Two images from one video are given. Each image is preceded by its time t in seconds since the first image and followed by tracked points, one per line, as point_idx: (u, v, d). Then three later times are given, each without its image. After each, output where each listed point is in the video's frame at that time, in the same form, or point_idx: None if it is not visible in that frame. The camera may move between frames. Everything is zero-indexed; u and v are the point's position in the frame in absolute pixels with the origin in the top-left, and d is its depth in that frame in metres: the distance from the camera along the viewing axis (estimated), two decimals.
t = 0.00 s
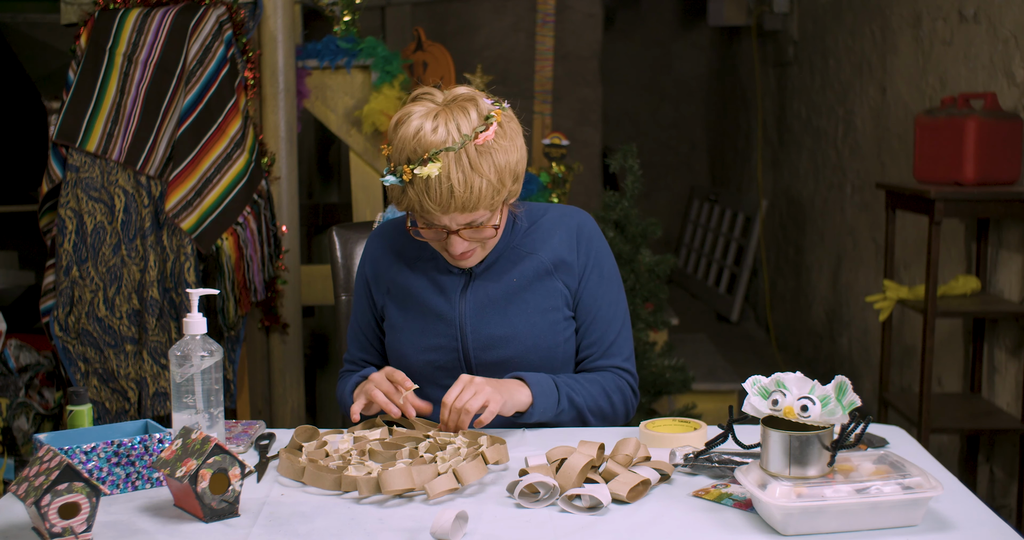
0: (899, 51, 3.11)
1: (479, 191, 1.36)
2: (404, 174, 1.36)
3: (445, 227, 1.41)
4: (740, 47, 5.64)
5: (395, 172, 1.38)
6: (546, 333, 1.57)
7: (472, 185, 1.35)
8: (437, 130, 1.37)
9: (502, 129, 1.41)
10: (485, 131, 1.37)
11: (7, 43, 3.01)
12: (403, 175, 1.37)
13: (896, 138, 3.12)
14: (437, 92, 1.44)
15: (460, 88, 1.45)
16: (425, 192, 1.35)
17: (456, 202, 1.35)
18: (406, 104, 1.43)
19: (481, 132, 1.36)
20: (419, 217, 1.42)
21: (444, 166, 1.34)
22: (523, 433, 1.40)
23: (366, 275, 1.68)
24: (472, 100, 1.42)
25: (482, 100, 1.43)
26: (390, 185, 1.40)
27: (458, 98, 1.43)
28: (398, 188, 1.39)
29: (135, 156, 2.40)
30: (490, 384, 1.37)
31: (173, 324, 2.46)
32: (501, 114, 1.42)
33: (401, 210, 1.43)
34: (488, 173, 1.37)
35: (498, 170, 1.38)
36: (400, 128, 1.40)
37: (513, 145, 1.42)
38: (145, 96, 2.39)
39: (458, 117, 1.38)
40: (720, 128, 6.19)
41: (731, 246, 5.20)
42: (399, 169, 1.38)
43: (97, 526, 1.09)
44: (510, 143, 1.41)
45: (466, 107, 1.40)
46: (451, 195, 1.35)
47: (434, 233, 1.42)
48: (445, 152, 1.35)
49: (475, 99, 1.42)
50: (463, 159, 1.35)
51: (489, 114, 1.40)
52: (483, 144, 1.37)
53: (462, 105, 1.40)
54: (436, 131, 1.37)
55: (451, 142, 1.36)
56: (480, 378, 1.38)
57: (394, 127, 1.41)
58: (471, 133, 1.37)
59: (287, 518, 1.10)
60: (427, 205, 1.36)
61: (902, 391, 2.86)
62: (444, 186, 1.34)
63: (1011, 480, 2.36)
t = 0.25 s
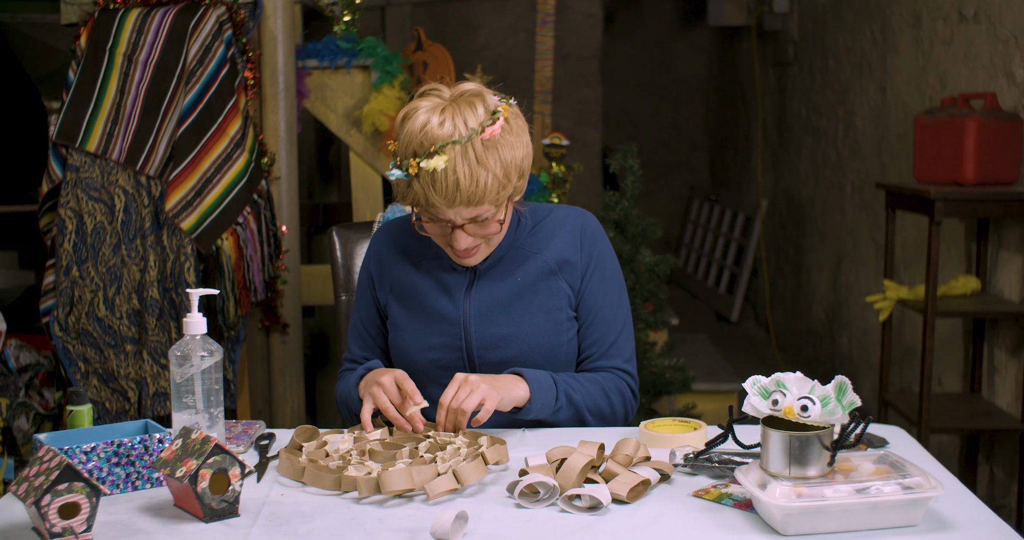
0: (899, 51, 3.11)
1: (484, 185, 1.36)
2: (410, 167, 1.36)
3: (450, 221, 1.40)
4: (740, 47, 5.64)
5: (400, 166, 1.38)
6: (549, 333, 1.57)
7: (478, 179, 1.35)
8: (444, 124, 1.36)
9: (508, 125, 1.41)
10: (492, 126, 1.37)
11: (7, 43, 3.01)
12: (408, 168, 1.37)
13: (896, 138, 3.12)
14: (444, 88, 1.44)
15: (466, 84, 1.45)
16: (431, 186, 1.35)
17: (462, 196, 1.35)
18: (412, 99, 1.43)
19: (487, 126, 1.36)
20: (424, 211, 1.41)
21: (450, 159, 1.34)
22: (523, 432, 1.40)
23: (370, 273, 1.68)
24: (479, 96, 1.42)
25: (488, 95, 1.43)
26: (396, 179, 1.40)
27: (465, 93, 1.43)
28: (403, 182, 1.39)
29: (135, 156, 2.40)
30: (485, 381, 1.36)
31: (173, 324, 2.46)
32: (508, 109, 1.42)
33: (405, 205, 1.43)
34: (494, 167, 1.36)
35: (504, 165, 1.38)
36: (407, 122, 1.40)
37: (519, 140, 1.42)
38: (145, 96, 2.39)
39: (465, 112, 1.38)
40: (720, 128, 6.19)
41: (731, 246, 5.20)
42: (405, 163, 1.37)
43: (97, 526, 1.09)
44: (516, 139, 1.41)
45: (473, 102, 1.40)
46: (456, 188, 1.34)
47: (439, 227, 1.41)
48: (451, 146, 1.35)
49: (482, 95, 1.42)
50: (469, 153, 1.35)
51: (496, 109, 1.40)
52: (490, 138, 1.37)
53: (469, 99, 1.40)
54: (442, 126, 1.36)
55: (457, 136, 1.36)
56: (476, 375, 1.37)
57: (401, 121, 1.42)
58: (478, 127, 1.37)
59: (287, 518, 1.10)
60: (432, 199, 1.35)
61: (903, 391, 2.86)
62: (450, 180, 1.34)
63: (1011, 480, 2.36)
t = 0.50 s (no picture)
0: (899, 51, 3.11)
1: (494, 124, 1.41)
2: (421, 119, 1.42)
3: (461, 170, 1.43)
4: (740, 47, 5.64)
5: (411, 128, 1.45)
6: (551, 337, 1.58)
7: (487, 116, 1.41)
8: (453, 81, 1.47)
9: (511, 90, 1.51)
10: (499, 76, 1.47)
11: (7, 44, 3.01)
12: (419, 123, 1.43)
13: (896, 138, 3.12)
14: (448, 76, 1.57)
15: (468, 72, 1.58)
16: (443, 126, 1.41)
17: (473, 131, 1.40)
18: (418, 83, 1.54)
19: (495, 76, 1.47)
20: (435, 169, 1.44)
21: (460, 100, 1.42)
22: (524, 433, 1.40)
23: (373, 274, 1.67)
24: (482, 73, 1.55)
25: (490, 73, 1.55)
26: (407, 142, 1.45)
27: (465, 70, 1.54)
28: (414, 142, 1.45)
29: (135, 156, 2.40)
30: (486, 382, 1.36)
31: (173, 324, 2.47)
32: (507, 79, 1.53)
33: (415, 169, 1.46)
34: (502, 111, 1.43)
35: (512, 112, 1.45)
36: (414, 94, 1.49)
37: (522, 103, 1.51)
38: (145, 96, 2.39)
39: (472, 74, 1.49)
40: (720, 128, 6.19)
41: (731, 246, 5.20)
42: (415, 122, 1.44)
43: (97, 526, 1.09)
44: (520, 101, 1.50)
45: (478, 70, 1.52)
46: (468, 125, 1.41)
47: (451, 179, 1.43)
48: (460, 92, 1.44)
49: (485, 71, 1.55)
50: (478, 95, 1.43)
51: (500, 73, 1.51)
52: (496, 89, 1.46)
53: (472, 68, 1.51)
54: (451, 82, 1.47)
55: (466, 87, 1.45)
56: (476, 376, 1.37)
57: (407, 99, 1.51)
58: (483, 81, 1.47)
59: (287, 518, 1.10)
60: (444, 140, 1.41)
61: (903, 391, 2.86)
62: (461, 114, 1.41)
63: (1011, 480, 2.36)
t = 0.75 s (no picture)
0: (899, 51, 3.11)
1: (496, 133, 1.40)
2: (422, 128, 1.41)
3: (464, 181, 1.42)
4: (740, 47, 5.64)
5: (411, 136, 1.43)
6: (554, 337, 1.57)
7: (489, 127, 1.40)
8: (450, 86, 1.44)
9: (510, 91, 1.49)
10: (497, 81, 1.45)
11: (7, 44, 3.01)
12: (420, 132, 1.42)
13: (896, 138, 3.12)
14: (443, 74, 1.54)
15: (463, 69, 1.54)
16: (445, 138, 1.39)
17: (475, 143, 1.39)
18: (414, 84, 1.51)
19: (492, 81, 1.45)
20: (437, 179, 1.43)
21: (461, 110, 1.40)
22: (524, 433, 1.41)
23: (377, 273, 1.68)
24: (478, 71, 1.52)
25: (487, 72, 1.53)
26: (408, 151, 1.44)
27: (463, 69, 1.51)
28: (416, 151, 1.43)
29: (135, 156, 2.40)
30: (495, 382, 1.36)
31: (173, 324, 2.47)
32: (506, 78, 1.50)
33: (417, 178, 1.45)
34: (503, 118, 1.42)
35: (512, 119, 1.44)
36: (413, 98, 1.47)
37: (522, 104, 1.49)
38: (145, 96, 2.39)
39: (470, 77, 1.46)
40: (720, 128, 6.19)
41: (731, 246, 5.20)
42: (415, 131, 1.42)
43: (97, 526, 1.09)
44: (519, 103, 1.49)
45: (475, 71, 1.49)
46: (470, 136, 1.39)
47: (454, 191, 1.42)
48: (461, 100, 1.42)
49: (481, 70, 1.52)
50: (478, 104, 1.42)
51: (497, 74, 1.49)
52: (495, 94, 1.45)
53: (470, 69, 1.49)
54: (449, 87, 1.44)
55: (465, 93, 1.43)
56: (485, 375, 1.37)
57: (405, 102, 1.48)
58: (482, 85, 1.45)
59: (287, 518, 1.10)
60: (447, 153, 1.39)
61: (903, 391, 2.86)
62: (463, 126, 1.39)
63: (1011, 480, 2.36)
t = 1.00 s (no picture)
0: (899, 51, 3.11)
1: (493, 170, 1.36)
2: (419, 153, 1.37)
3: (458, 208, 1.40)
4: (740, 47, 5.64)
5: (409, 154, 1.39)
6: (554, 337, 1.57)
7: (487, 163, 1.35)
8: (452, 110, 1.38)
9: (517, 113, 1.43)
10: (501, 110, 1.38)
11: (7, 44, 3.01)
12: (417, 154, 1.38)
13: (896, 138, 3.12)
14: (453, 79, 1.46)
15: (475, 73, 1.46)
16: (441, 170, 1.35)
17: (471, 180, 1.35)
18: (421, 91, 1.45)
19: (497, 110, 1.38)
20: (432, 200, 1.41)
21: (459, 142, 1.35)
22: (524, 433, 1.41)
23: (376, 271, 1.68)
24: (488, 83, 1.44)
25: (497, 83, 1.45)
26: (406, 167, 1.41)
27: (473, 82, 1.44)
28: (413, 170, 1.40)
29: (135, 156, 2.40)
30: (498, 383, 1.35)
31: (173, 324, 2.47)
32: (515, 97, 1.43)
33: (413, 194, 1.43)
34: (502, 151, 1.37)
35: (513, 151, 1.39)
36: (415, 111, 1.41)
37: (528, 128, 1.43)
38: (145, 96, 2.39)
39: (475, 98, 1.40)
40: (720, 128, 6.19)
41: (731, 246, 5.20)
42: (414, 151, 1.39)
43: (97, 526, 1.09)
44: (524, 127, 1.42)
45: (482, 89, 1.42)
46: (465, 172, 1.35)
47: (447, 215, 1.41)
48: (460, 129, 1.36)
49: (491, 83, 1.44)
50: (478, 135, 1.36)
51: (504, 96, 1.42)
52: (498, 123, 1.38)
53: (478, 87, 1.42)
54: (451, 111, 1.38)
55: (466, 120, 1.37)
56: (490, 376, 1.36)
57: (409, 112, 1.44)
58: (486, 112, 1.38)
59: (287, 518, 1.10)
60: (441, 184, 1.36)
61: (903, 392, 2.86)
62: (459, 162, 1.34)
63: (1011, 480, 2.36)
